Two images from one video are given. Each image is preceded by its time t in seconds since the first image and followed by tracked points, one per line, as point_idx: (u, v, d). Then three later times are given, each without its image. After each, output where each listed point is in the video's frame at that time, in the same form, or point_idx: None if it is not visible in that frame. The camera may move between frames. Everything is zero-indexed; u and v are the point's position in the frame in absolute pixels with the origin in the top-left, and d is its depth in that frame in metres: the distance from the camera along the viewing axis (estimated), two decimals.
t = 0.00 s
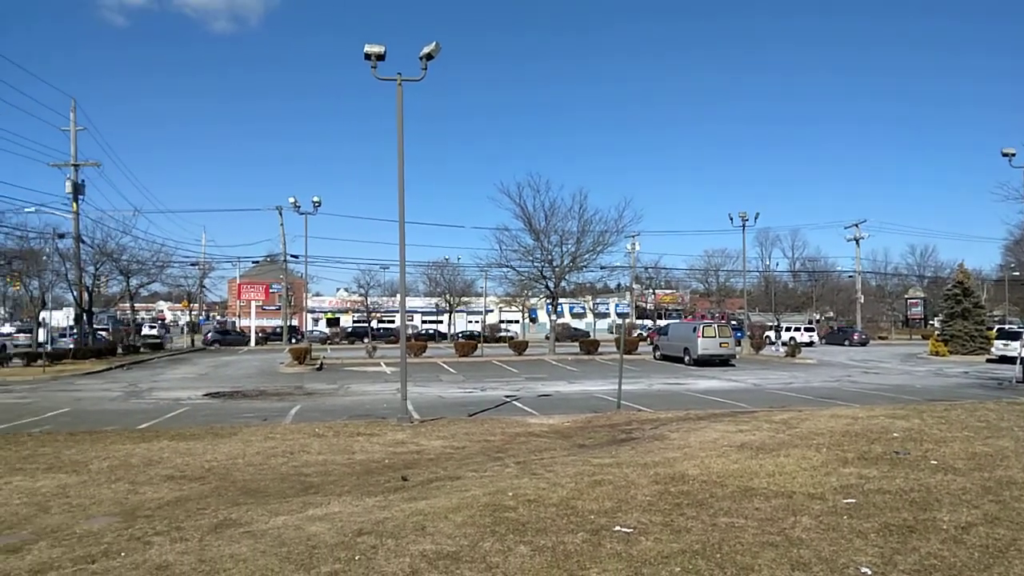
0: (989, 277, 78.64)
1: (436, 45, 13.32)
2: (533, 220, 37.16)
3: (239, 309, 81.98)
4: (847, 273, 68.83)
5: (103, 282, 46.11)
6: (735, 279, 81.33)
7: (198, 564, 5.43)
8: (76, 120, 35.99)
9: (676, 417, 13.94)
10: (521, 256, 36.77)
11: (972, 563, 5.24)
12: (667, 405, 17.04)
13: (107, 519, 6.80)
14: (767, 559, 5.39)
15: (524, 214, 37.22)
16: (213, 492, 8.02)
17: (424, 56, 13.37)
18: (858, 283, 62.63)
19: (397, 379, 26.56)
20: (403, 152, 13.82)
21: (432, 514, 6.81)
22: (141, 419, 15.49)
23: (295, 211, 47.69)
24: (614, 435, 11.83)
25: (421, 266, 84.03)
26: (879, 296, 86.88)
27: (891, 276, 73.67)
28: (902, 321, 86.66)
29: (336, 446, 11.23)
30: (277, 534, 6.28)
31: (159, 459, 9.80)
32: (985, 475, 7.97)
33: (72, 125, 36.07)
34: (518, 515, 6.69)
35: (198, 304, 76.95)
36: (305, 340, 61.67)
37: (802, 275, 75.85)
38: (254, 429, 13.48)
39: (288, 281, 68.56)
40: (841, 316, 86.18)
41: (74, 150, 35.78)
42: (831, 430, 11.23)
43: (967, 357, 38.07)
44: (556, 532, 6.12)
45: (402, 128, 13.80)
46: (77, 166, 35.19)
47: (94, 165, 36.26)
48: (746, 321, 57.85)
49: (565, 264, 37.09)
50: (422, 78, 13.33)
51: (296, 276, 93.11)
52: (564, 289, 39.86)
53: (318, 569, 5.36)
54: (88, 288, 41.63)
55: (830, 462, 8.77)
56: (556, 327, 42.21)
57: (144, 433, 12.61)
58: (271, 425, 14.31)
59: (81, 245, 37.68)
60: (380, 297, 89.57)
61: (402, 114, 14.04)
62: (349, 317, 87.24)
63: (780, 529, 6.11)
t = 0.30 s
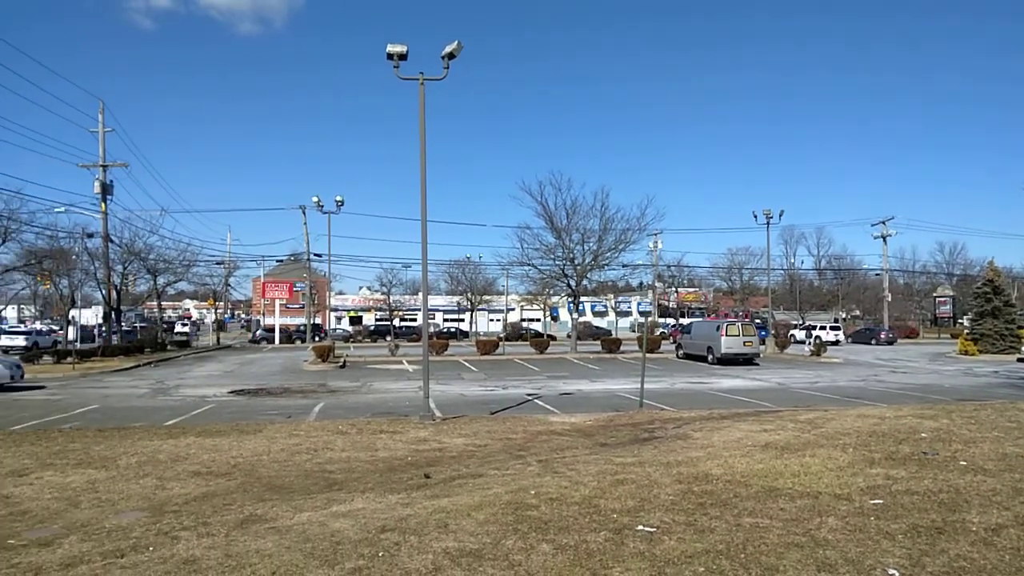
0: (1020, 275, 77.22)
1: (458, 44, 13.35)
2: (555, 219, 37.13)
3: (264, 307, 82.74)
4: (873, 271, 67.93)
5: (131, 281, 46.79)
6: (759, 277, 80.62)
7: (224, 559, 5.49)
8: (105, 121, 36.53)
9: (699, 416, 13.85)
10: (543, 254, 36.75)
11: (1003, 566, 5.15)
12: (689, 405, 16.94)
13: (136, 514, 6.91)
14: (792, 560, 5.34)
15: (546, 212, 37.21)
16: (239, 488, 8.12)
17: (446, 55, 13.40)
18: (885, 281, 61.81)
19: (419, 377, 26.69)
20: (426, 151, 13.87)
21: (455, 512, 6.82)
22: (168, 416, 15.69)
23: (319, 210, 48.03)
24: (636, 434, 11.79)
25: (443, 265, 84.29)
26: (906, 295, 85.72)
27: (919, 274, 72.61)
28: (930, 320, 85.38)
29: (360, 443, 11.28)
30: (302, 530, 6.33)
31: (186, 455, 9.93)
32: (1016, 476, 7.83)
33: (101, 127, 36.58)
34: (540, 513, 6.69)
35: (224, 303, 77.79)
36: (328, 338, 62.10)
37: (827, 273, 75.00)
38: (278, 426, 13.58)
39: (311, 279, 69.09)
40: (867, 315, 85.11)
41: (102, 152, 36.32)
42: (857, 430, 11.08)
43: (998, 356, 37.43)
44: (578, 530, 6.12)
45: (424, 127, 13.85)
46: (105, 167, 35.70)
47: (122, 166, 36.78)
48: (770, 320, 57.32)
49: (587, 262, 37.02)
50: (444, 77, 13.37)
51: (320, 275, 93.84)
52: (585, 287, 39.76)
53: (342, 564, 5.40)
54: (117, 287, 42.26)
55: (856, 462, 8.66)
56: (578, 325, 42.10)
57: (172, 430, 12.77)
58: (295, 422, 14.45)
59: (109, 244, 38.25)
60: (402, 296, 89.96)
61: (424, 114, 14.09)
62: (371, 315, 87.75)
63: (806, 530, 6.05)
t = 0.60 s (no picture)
0: None
1: (472, 40, 13.34)
2: (569, 216, 37.06)
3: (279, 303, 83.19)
4: (890, 269, 67.26)
5: (148, 277, 47.20)
6: (774, 274, 80.08)
7: (240, 553, 5.53)
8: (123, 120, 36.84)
9: (714, 414, 13.79)
10: (556, 251, 36.70)
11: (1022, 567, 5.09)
12: (703, 402, 16.89)
13: (153, 508, 6.98)
14: (807, 559, 5.31)
15: (560, 209, 37.14)
16: (255, 483, 8.18)
17: (460, 51, 13.40)
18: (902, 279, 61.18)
19: (433, 374, 26.76)
20: (440, 147, 13.88)
21: (468, 508, 6.84)
22: (185, 411, 15.83)
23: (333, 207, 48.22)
24: (650, 432, 11.76)
25: (457, 262, 84.38)
26: (924, 292, 84.83)
27: (938, 271, 71.81)
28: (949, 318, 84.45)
29: (374, 439, 11.33)
30: (317, 526, 6.37)
31: (202, 450, 10.01)
32: None
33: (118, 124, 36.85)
34: (554, 510, 6.68)
35: (240, 299, 78.27)
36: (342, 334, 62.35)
37: (844, 270, 74.37)
38: (293, 421, 13.67)
39: (326, 276, 69.30)
40: (884, 313, 84.30)
41: (120, 149, 36.60)
42: (874, 429, 10.99)
43: (1018, 355, 36.98)
44: (592, 528, 6.11)
45: (439, 124, 13.87)
46: (123, 164, 35.98)
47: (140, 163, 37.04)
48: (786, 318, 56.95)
49: (601, 259, 36.94)
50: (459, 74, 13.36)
51: (335, 271, 94.18)
52: (599, 284, 39.66)
53: (357, 559, 5.43)
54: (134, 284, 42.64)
55: (873, 461, 8.59)
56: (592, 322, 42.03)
57: (189, 424, 12.88)
58: (310, 418, 14.54)
59: (127, 240, 38.57)
60: (416, 292, 90.15)
61: (438, 110, 14.09)
62: (386, 312, 87.98)
63: (821, 529, 6.02)
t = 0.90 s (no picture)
0: None
1: (486, 39, 13.34)
2: (581, 214, 37.00)
3: (293, 301, 83.58)
4: (906, 268, 66.68)
5: (164, 275, 47.54)
6: (788, 274, 79.55)
7: (254, 549, 5.56)
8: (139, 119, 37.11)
9: (727, 414, 13.73)
10: (569, 250, 36.67)
11: None
12: (715, 401, 16.86)
13: (169, 503, 7.03)
14: (822, 560, 5.28)
15: (572, 208, 37.10)
16: (269, 479, 8.24)
17: (474, 50, 13.41)
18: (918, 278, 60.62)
19: (445, 372, 26.81)
20: (453, 147, 13.90)
21: (481, 506, 6.85)
22: (200, 408, 15.96)
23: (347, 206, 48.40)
24: (662, 431, 11.72)
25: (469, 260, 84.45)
26: (941, 292, 84.02)
27: (955, 271, 71.14)
28: (965, 318, 83.62)
29: (387, 437, 11.37)
30: (330, 522, 6.39)
31: (217, 446, 10.08)
32: None
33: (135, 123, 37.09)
34: (566, 509, 6.67)
35: (254, 297, 78.70)
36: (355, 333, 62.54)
37: (859, 269, 73.80)
38: (307, 418, 13.76)
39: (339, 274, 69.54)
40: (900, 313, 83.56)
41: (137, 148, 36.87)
42: (889, 430, 10.91)
43: None
44: (604, 527, 6.11)
45: (452, 123, 13.88)
46: (140, 163, 36.23)
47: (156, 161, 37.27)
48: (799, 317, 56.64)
49: (614, 257, 36.87)
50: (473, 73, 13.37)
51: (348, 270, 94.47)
52: (612, 283, 39.58)
53: (370, 556, 5.45)
54: (150, 281, 42.97)
55: (889, 462, 8.53)
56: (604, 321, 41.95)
57: (204, 421, 12.97)
58: (323, 414, 14.66)
59: (143, 239, 38.85)
60: (429, 291, 90.28)
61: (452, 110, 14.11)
62: (398, 310, 88.18)
63: (836, 530, 5.98)
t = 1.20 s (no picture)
0: None
1: (497, 38, 13.35)
2: (594, 214, 36.93)
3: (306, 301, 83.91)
4: (921, 267, 66.08)
5: (179, 275, 47.86)
6: (802, 273, 78.98)
7: (270, 546, 5.61)
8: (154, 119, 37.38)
9: (740, 414, 13.68)
10: (581, 249, 36.62)
11: None
12: (729, 401, 16.79)
13: (185, 501, 7.09)
14: (837, 560, 5.26)
15: (585, 207, 37.05)
16: (283, 477, 8.30)
17: (486, 50, 13.43)
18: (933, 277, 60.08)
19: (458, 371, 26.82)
20: (465, 146, 13.92)
21: (494, 505, 6.87)
22: (215, 407, 16.06)
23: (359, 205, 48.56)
24: (676, 431, 11.70)
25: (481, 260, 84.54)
26: (957, 292, 83.16)
27: (971, 270, 70.40)
28: (982, 318, 82.76)
29: (400, 435, 11.41)
30: (344, 520, 6.43)
31: (232, 444, 10.15)
32: None
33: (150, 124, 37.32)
34: (579, 508, 6.68)
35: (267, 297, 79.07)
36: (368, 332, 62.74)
37: (874, 268, 73.15)
38: (321, 417, 13.83)
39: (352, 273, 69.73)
40: (916, 312, 82.76)
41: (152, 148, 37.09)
42: (905, 430, 10.84)
43: None
44: (618, 526, 6.11)
45: (464, 122, 13.90)
46: (155, 163, 36.46)
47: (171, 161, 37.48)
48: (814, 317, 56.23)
49: (626, 257, 36.78)
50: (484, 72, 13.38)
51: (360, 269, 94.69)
52: (624, 283, 39.49)
53: (383, 554, 5.48)
54: (166, 281, 43.29)
55: (904, 462, 8.49)
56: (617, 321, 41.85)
57: (219, 420, 13.06)
58: (337, 413, 14.72)
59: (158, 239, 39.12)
60: (441, 290, 90.37)
61: (464, 109, 14.12)
62: (411, 310, 88.33)
63: (851, 530, 5.95)
